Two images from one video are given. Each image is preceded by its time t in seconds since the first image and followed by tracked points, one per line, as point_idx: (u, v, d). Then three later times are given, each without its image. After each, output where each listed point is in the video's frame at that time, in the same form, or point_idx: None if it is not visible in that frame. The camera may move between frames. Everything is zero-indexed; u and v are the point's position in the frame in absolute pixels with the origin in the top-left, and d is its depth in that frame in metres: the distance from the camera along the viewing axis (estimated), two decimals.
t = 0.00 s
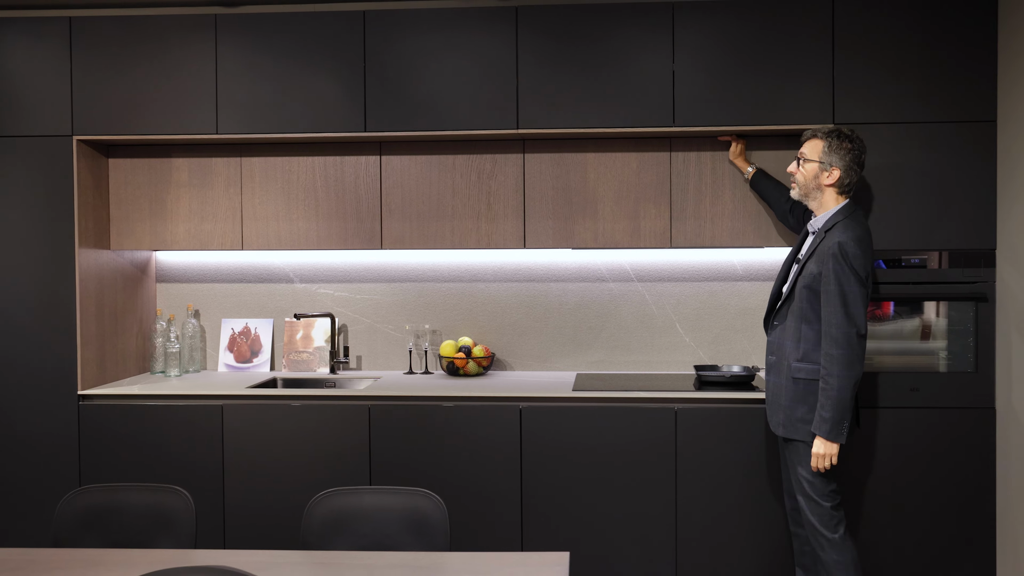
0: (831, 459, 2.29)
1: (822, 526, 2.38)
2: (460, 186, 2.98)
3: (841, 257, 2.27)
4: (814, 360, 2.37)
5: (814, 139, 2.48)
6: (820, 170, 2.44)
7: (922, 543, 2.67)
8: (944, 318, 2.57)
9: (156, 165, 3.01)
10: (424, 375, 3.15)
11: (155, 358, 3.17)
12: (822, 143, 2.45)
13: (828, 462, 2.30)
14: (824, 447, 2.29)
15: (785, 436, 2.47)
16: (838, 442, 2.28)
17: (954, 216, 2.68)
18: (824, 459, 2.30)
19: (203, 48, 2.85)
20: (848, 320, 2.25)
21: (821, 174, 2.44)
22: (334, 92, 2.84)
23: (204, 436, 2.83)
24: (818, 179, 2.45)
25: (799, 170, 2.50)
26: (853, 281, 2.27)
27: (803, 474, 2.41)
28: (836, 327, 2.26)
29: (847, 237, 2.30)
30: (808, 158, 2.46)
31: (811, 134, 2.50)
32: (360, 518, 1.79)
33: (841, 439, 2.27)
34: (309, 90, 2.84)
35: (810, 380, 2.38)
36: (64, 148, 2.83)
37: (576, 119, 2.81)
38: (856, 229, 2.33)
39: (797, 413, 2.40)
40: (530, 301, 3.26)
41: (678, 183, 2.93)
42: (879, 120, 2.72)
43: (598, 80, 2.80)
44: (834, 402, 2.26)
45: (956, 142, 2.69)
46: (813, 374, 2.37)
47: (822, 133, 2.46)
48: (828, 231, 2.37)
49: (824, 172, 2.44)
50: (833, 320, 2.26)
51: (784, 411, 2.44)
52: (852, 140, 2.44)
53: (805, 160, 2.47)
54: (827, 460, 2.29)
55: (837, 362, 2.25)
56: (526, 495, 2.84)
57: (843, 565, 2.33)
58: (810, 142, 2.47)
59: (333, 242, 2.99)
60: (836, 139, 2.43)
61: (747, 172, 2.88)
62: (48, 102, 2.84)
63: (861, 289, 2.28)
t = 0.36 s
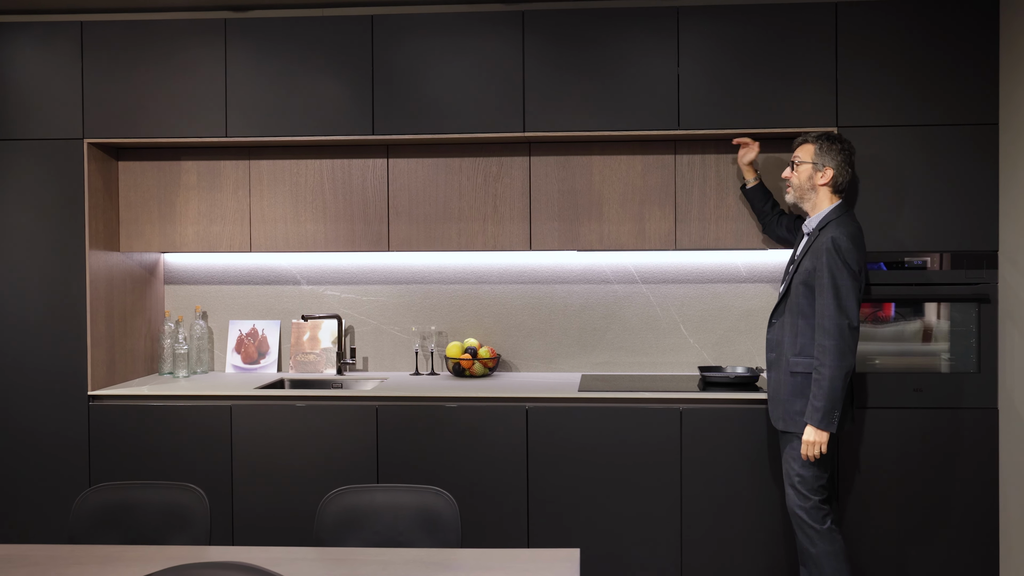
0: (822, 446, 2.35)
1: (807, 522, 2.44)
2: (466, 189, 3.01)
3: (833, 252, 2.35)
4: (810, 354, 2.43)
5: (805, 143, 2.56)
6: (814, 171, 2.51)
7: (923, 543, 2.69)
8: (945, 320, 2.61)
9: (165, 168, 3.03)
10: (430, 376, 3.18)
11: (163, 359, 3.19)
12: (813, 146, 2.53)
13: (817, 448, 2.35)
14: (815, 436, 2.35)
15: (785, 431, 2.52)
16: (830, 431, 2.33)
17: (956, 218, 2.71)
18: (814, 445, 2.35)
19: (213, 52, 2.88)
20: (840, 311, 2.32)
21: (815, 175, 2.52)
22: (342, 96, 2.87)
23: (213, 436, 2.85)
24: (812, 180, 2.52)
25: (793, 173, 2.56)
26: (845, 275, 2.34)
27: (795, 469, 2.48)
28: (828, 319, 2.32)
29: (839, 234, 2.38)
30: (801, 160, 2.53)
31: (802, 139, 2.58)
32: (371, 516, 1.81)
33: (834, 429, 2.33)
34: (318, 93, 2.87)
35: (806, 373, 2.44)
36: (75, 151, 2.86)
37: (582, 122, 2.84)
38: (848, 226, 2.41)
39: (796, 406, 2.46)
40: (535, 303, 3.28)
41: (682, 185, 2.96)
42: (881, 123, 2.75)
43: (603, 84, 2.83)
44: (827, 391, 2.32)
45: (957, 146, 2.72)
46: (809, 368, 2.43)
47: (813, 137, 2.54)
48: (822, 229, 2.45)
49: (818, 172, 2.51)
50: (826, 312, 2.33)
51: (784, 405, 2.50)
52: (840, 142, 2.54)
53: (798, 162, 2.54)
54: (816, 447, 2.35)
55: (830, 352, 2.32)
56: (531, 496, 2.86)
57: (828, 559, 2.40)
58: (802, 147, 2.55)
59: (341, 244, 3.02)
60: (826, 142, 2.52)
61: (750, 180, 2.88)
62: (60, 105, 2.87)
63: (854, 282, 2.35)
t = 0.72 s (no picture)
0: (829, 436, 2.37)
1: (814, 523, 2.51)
2: (471, 194, 3.04)
3: (837, 246, 2.42)
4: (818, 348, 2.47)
5: (793, 149, 2.60)
6: (811, 173, 2.58)
7: (927, 543, 2.72)
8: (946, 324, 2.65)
9: (174, 173, 3.07)
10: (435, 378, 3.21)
11: (171, 361, 3.22)
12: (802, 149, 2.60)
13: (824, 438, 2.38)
14: (823, 425, 2.37)
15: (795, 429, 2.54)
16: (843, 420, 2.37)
17: (957, 221, 2.74)
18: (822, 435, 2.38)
19: (222, 57, 2.91)
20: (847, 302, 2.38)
21: (812, 176, 2.58)
22: (349, 100, 2.90)
23: (221, 437, 2.88)
24: (811, 182, 2.58)
25: (792, 177, 2.57)
26: (849, 268, 2.41)
27: (802, 470, 2.54)
28: (837, 310, 2.38)
29: (840, 230, 2.45)
30: (798, 163, 2.57)
31: (786, 145, 2.62)
32: (381, 513, 1.84)
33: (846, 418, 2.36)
34: (324, 98, 2.90)
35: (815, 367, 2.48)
36: (86, 155, 2.89)
37: (586, 127, 2.88)
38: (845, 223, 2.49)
39: (806, 402, 2.50)
40: (539, 306, 3.31)
41: (686, 189, 2.99)
42: (882, 128, 2.78)
43: (607, 88, 2.87)
44: (840, 381, 2.36)
45: (957, 150, 2.75)
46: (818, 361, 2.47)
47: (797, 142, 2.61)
48: (821, 227, 2.51)
49: (813, 173, 2.59)
50: (834, 304, 2.38)
51: (794, 403, 2.52)
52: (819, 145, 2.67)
53: (797, 165, 2.56)
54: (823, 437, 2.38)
55: (840, 343, 2.36)
56: (537, 496, 2.89)
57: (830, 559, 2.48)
58: (793, 152, 2.59)
59: (347, 247, 3.05)
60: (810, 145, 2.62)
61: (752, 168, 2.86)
62: (70, 110, 2.90)
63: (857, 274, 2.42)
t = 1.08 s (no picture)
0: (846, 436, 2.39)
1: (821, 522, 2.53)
2: (476, 197, 3.07)
3: (840, 248, 2.45)
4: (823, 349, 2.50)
5: (796, 153, 2.63)
6: (815, 179, 2.61)
7: (929, 543, 2.74)
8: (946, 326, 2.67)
9: (181, 176, 3.10)
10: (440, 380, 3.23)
11: (178, 363, 3.24)
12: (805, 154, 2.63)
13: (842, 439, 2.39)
14: (840, 426, 2.39)
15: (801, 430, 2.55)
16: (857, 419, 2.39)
17: (956, 225, 2.77)
18: (840, 436, 2.39)
19: (230, 62, 2.95)
20: (853, 304, 2.41)
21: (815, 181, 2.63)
22: (355, 105, 2.93)
23: (228, 438, 2.90)
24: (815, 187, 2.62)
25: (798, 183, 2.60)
26: (853, 269, 2.44)
27: (806, 470, 2.56)
28: (843, 312, 2.41)
29: (841, 232, 2.48)
30: (804, 169, 2.60)
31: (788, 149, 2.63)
32: (390, 512, 1.86)
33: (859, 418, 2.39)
34: (331, 103, 2.93)
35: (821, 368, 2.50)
36: (94, 159, 2.92)
37: (589, 131, 2.91)
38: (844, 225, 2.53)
39: (812, 403, 2.52)
40: (543, 308, 3.34)
41: (688, 193, 3.02)
42: (883, 132, 2.81)
43: (611, 93, 2.90)
44: (851, 381, 2.38)
45: (957, 153, 2.78)
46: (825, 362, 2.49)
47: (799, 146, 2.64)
48: (821, 229, 2.54)
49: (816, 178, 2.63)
50: (841, 306, 2.41)
51: (800, 404, 2.53)
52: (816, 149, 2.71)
53: (803, 171, 2.60)
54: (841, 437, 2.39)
55: (848, 344, 2.39)
56: (541, 497, 2.91)
57: (838, 558, 2.50)
58: (798, 157, 2.62)
59: (353, 250, 3.08)
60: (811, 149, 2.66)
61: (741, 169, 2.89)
62: (79, 114, 2.94)
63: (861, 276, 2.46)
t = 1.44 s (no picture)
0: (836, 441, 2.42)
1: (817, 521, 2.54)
2: (481, 201, 3.09)
3: (840, 255, 2.47)
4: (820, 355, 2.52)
5: (804, 155, 2.62)
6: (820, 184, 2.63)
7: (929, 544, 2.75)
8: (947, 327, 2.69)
9: (188, 180, 3.12)
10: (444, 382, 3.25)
11: (184, 366, 3.26)
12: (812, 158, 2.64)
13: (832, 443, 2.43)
14: (831, 432, 2.42)
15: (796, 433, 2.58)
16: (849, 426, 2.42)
17: (957, 227, 2.79)
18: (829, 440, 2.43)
19: (238, 67, 2.97)
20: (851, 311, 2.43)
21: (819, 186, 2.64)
22: (361, 109, 2.96)
23: (233, 440, 2.92)
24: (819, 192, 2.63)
25: (802, 187, 2.61)
26: (852, 277, 2.46)
27: (804, 470, 2.57)
28: (841, 319, 2.43)
29: (842, 239, 2.50)
30: (810, 173, 2.61)
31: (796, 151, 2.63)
32: (396, 512, 1.88)
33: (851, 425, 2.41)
34: (337, 107, 2.96)
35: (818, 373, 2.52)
36: (102, 162, 2.95)
37: (592, 134, 2.93)
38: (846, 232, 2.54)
39: (809, 407, 2.54)
40: (546, 311, 3.36)
41: (690, 196, 3.04)
42: (883, 135, 2.83)
43: (613, 96, 2.92)
44: (846, 388, 2.41)
45: (957, 157, 2.80)
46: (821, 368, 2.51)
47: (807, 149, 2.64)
48: (823, 236, 2.56)
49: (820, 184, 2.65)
50: (839, 313, 2.43)
51: (796, 408, 2.56)
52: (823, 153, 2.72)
53: (808, 176, 2.61)
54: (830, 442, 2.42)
55: (845, 352, 2.42)
56: (544, 498, 2.92)
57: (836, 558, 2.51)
58: (806, 160, 2.61)
59: (358, 253, 3.10)
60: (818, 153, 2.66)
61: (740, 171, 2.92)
62: (87, 118, 2.96)
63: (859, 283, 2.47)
